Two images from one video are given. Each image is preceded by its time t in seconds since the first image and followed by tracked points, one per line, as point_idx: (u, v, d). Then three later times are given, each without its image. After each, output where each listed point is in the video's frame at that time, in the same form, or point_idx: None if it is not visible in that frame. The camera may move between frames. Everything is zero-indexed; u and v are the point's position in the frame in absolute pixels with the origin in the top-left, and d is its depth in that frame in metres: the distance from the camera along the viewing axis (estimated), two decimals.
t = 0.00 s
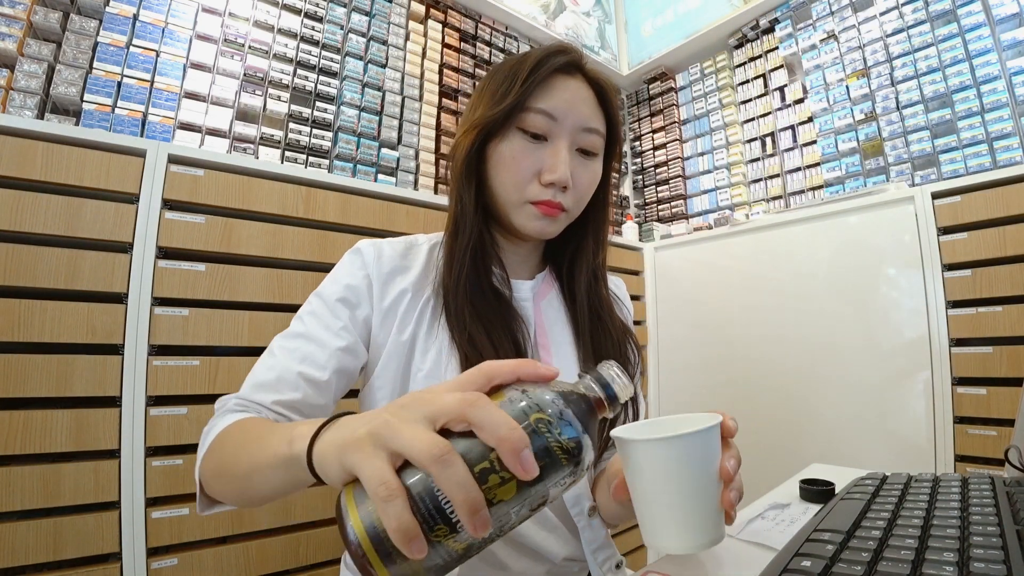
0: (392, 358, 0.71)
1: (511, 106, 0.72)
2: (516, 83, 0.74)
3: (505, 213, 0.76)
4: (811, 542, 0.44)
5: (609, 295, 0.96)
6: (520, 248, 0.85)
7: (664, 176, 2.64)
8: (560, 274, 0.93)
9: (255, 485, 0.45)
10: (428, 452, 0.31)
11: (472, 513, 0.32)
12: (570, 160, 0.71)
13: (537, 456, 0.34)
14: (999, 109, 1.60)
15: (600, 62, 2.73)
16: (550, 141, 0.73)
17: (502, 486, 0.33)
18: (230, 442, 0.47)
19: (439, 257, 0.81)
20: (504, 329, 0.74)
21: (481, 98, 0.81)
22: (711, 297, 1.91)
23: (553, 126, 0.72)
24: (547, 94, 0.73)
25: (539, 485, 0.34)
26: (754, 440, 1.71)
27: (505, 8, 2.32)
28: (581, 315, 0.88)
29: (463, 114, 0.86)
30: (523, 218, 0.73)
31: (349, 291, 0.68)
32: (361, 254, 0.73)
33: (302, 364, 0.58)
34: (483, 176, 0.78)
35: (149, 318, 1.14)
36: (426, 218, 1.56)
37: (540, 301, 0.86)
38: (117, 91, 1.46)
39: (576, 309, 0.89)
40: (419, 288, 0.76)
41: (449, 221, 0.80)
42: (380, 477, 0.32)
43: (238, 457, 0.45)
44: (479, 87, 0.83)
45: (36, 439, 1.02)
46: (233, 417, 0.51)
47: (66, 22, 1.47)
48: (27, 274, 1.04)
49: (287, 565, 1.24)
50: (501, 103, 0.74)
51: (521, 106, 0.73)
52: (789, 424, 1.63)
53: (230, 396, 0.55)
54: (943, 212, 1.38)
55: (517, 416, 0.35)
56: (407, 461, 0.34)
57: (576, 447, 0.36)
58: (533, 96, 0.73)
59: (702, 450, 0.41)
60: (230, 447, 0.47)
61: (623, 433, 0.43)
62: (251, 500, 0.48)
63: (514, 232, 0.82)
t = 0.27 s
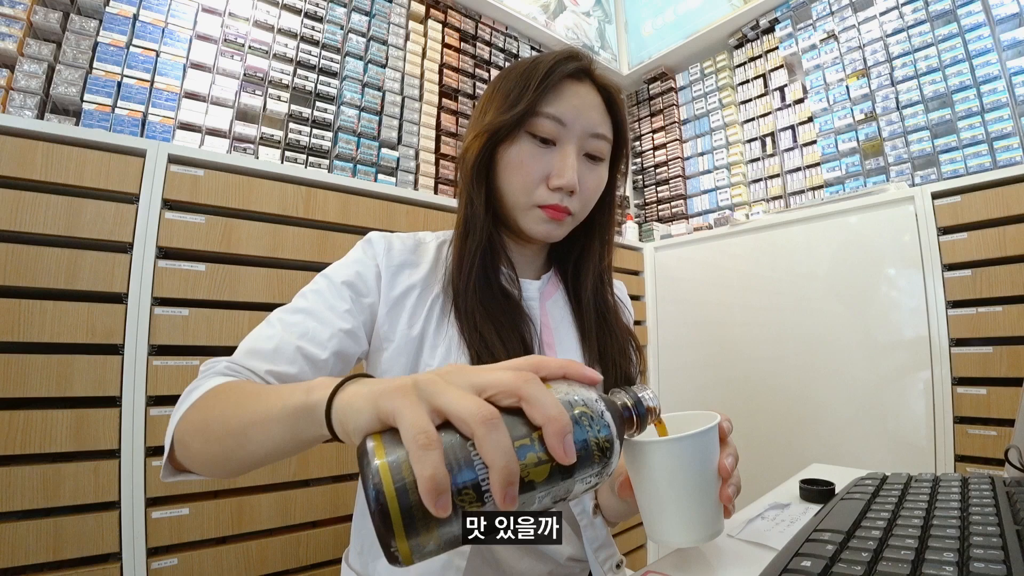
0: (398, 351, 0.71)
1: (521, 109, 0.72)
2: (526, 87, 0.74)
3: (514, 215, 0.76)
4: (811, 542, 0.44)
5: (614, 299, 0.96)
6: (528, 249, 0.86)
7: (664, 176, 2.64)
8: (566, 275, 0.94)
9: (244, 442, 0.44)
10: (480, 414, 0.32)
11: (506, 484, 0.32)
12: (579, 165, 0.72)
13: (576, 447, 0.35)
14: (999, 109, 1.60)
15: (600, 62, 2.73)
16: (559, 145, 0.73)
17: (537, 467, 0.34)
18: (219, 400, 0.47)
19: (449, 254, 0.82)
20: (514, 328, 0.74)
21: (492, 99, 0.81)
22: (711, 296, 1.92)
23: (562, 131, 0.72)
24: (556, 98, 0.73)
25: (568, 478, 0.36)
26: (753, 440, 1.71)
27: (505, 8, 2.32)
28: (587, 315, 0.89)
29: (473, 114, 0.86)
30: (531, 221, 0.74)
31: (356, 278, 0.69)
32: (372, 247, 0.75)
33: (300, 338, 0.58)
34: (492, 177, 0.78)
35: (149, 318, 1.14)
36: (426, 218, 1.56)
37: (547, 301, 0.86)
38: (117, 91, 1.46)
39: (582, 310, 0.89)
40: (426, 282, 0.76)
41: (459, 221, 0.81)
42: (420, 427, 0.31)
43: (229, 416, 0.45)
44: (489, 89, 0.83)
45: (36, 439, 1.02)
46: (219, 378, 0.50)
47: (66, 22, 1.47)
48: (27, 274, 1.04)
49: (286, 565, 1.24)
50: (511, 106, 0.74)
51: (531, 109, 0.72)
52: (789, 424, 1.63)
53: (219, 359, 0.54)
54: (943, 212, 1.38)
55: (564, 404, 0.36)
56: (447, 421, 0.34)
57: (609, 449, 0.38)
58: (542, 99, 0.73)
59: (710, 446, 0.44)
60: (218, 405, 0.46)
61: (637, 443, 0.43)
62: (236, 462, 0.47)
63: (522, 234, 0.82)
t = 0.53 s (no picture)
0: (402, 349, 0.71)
1: (525, 112, 0.72)
2: (529, 90, 0.74)
3: (517, 216, 0.76)
4: (811, 542, 0.44)
5: (617, 300, 0.96)
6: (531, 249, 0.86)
7: (664, 176, 2.64)
8: (569, 275, 0.94)
9: (243, 415, 0.46)
10: (495, 379, 0.32)
11: (518, 452, 0.31)
12: (581, 168, 0.72)
13: (588, 423, 0.35)
14: (999, 109, 1.60)
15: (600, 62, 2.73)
16: (562, 148, 0.73)
17: (549, 440, 0.34)
18: (222, 374, 0.48)
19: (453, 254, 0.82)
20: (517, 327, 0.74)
21: (496, 101, 0.81)
22: (711, 296, 1.92)
23: (565, 134, 0.72)
24: (560, 101, 0.73)
25: (579, 458, 0.36)
26: (753, 439, 1.71)
27: (505, 8, 2.32)
28: (589, 317, 0.89)
29: (476, 116, 0.86)
30: (534, 223, 0.74)
31: (361, 272, 0.69)
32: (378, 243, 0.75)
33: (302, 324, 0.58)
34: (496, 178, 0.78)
35: (149, 318, 1.14)
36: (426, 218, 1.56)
37: (550, 300, 0.86)
38: (117, 91, 1.46)
39: (584, 312, 0.89)
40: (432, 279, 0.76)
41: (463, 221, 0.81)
42: (434, 388, 0.31)
43: (231, 388, 0.46)
44: (494, 91, 0.83)
45: (36, 439, 1.02)
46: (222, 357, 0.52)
47: (66, 22, 1.47)
48: (27, 274, 1.04)
49: (286, 565, 1.23)
50: (514, 109, 0.74)
51: (534, 112, 0.73)
52: (789, 424, 1.62)
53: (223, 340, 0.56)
54: (943, 212, 1.38)
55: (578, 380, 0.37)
56: (461, 388, 0.34)
57: (619, 429, 0.38)
58: (545, 102, 0.73)
59: (715, 442, 0.44)
60: (222, 377, 0.48)
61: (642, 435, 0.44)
62: (231, 439, 0.48)
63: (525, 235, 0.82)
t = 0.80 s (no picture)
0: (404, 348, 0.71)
1: (526, 113, 0.72)
2: (530, 91, 0.74)
3: (518, 216, 0.76)
4: (811, 542, 0.44)
5: (618, 300, 0.96)
6: (531, 249, 0.86)
7: (664, 176, 2.64)
8: (569, 276, 0.94)
9: (243, 406, 0.46)
10: (494, 356, 0.32)
11: (518, 429, 0.31)
12: (582, 169, 0.72)
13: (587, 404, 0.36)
14: (999, 109, 1.61)
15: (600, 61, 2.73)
16: (563, 148, 0.73)
17: (548, 420, 0.34)
18: (220, 367, 0.48)
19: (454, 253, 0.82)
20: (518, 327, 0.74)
21: (497, 102, 0.81)
22: (711, 296, 1.92)
23: (566, 135, 0.72)
24: (560, 102, 0.73)
25: (578, 441, 0.36)
26: (754, 439, 1.71)
27: (505, 8, 2.32)
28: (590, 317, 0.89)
29: (477, 117, 0.86)
30: (535, 223, 0.74)
31: (362, 269, 0.69)
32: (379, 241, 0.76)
33: (302, 321, 0.58)
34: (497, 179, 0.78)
35: (149, 318, 1.14)
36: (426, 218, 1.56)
37: (551, 300, 0.86)
38: (117, 91, 1.46)
39: (585, 312, 0.89)
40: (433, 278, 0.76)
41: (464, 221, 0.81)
42: (433, 364, 0.31)
43: (229, 380, 0.46)
44: (494, 92, 0.83)
45: (35, 439, 1.02)
46: (221, 351, 0.52)
47: (66, 22, 1.47)
48: (27, 274, 1.04)
49: (287, 565, 1.24)
50: (515, 111, 0.74)
51: (535, 113, 0.73)
52: (789, 423, 1.62)
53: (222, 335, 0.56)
54: (943, 212, 1.38)
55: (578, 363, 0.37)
56: (461, 368, 0.34)
57: (618, 415, 0.38)
58: (546, 104, 0.73)
59: (716, 446, 0.44)
60: (220, 370, 0.48)
61: (641, 435, 0.44)
62: (232, 430, 0.48)
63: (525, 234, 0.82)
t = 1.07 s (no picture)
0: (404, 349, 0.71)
1: (525, 113, 0.72)
2: (528, 91, 0.74)
3: (517, 216, 0.76)
4: (812, 542, 0.44)
5: (618, 300, 0.96)
6: (531, 249, 0.86)
7: (664, 176, 2.64)
8: (569, 275, 0.94)
9: (242, 406, 0.46)
10: (486, 352, 0.32)
11: (511, 426, 0.31)
12: (581, 168, 0.72)
13: (581, 401, 0.36)
14: (999, 109, 1.61)
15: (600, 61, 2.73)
16: (562, 148, 0.73)
17: (541, 416, 0.35)
18: (220, 367, 0.48)
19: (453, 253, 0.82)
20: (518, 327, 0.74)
21: (495, 102, 0.81)
22: (712, 296, 1.92)
23: (565, 135, 0.72)
24: (559, 102, 0.73)
25: (571, 438, 0.36)
26: (754, 439, 1.71)
27: (505, 8, 2.32)
28: (590, 317, 0.89)
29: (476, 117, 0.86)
30: (534, 223, 0.74)
31: (361, 271, 0.69)
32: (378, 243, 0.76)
33: (301, 322, 0.58)
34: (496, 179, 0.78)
35: (149, 318, 1.14)
36: (426, 218, 1.56)
37: (551, 300, 0.86)
38: (117, 91, 1.46)
39: (585, 312, 0.89)
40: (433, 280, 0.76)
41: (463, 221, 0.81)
42: (425, 361, 0.32)
43: (228, 380, 0.46)
44: (493, 92, 0.83)
45: (36, 439, 1.02)
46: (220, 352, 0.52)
47: (66, 22, 1.47)
48: (27, 275, 1.04)
49: (287, 564, 1.24)
50: (514, 110, 0.74)
51: (534, 113, 0.73)
52: (790, 423, 1.62)
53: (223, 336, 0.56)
54: (943, 212, 1.38)
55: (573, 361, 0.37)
56: (454, 366, 0.34)
57: (613, 411, 0.38)
58: (545, 103, 0.73)
59: (710, 446, 0.44)
60: (219, 371, 0.48)
61: (635, 434, 0.44)
62: (231, 431, 0.48)
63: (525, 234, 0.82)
